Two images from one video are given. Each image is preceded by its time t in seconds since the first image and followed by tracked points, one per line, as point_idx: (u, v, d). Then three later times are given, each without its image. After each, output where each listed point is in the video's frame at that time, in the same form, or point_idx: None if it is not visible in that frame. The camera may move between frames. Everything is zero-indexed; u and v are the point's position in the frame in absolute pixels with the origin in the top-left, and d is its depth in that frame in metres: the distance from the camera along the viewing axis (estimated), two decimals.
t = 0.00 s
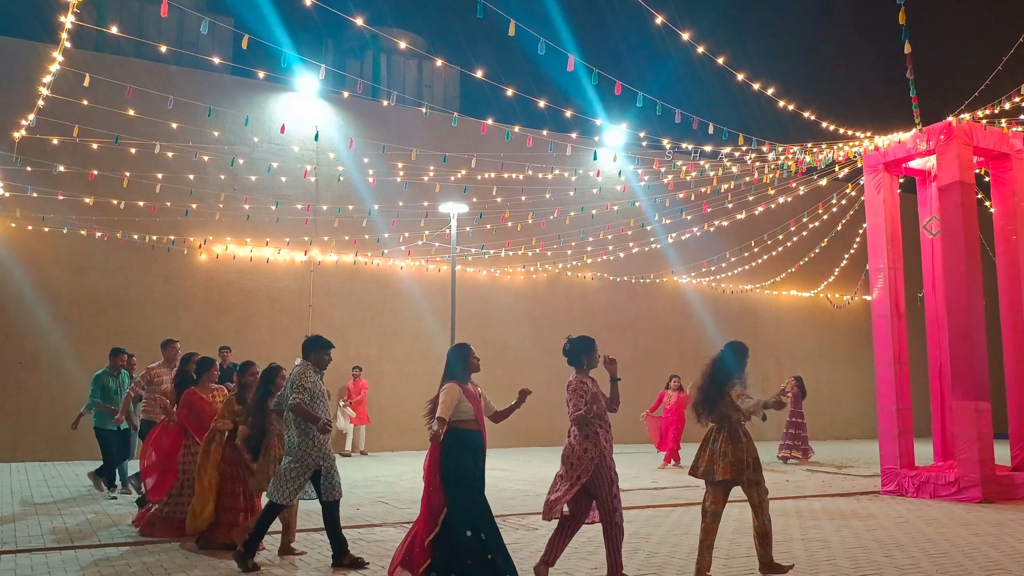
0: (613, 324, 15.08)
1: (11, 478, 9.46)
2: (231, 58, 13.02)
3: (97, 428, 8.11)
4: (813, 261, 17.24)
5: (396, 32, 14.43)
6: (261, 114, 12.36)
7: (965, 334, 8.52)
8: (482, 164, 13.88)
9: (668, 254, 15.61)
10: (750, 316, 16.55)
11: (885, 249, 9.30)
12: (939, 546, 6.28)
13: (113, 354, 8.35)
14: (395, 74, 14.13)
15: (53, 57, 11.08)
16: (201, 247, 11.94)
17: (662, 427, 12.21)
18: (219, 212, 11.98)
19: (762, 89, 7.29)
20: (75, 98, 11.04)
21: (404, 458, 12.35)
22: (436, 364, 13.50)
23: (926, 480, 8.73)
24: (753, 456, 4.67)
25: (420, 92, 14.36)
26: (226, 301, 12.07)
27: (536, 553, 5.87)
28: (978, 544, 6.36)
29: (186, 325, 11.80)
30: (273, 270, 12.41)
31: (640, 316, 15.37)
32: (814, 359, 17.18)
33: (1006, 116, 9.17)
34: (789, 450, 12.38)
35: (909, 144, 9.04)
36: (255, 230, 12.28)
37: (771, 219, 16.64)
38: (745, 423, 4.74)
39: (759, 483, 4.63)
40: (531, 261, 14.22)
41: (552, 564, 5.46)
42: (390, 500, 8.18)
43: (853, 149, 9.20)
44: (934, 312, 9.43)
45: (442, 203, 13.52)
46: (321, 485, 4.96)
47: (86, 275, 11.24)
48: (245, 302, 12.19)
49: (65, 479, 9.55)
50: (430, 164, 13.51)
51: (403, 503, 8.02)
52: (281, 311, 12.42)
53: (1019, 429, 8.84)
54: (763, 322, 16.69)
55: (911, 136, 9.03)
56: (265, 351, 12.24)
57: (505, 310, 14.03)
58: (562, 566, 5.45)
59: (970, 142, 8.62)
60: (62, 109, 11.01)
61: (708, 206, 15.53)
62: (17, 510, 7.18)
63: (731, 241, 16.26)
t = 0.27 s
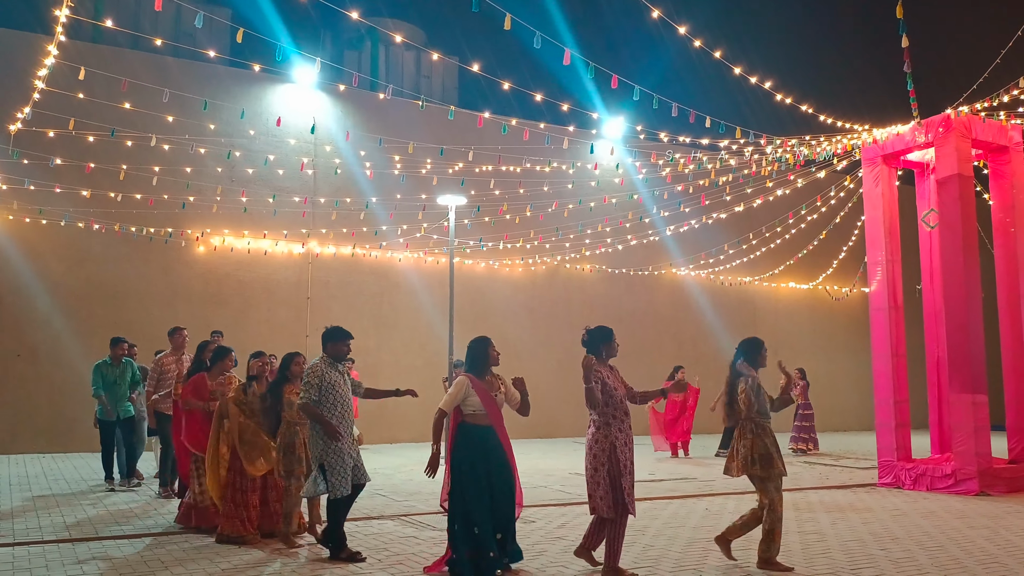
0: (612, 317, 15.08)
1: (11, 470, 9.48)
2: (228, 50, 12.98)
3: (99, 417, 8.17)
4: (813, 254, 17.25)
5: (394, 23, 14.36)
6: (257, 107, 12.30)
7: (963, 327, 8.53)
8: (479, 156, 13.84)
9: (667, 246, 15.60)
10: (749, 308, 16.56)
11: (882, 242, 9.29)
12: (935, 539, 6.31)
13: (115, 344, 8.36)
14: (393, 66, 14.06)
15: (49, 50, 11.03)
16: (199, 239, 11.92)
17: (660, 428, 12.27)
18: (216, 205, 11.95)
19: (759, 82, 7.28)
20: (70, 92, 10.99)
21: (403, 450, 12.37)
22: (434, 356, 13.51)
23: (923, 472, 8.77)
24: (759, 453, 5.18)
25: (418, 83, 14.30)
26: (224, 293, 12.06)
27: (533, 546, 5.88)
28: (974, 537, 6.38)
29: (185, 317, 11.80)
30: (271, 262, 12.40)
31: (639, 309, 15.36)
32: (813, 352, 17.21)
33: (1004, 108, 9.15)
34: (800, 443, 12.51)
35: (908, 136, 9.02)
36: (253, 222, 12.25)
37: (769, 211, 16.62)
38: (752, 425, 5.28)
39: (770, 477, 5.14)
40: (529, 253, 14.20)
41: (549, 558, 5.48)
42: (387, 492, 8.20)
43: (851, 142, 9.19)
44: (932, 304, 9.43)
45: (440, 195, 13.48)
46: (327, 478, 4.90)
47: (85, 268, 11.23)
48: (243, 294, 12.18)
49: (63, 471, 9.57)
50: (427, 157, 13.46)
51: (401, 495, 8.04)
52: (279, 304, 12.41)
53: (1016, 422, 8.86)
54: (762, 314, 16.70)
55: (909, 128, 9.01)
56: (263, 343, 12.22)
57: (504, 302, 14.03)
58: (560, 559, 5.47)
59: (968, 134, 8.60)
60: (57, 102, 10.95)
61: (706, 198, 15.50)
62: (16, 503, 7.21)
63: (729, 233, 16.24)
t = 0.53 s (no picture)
0: (604, 309, 15.10)
1: None
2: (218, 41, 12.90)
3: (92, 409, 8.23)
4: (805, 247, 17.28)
5: (385, 14, 14.29)
6: (246, 99, 12.22)
7: (952, 321, 8.55)
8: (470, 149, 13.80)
9: (659, 238, 15.62)
10: (740, 301, 16.60)
11: (873, 235, 9.31)
12: (923, 532, 6.34)
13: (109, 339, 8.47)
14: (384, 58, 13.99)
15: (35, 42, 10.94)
16: (189, 231, 11.87)
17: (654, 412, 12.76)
18: (206, 197, 11.89)
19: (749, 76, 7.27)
20: (58, 84, 10.91)
21: (394, 443, 12.37)
22: (425, 349, 13.50)
23: (912, 465, 8.81)
24: (748, 444, 5.25)
25: (409, 75, 14.25)
26: (215, 286, 12.02)
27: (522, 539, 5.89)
28: (962, 530, 6.42)
29: (175, 310, 11.76)
30: (261, 255, 12.36)
31: (631, 301, 15.38)
32: (804, 344, 17.27)
33: (995, 102, 9.16)
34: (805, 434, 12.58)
35: (898, 129, 9.02)
36: (243, 215, 12.20)
37: (761, 204, 16.64)
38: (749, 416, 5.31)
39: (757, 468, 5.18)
40: (521, 246, 14.19)
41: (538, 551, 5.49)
42: (378, 485, 8.20)
43: (842, 135, 9.19)
44: (922, 297, 9.46)
45: (432, 187, 13.45)
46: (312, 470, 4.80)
47: (74, 260, 11.18)
48: (233, 286, 12.14)
49: (53, 464, 9.55)
50: (418, 150, 13.41)
51: (391, 488, 8.04)
52: (269, 296, 12.37)
53: (1004, 415, 8.89)
54: (753, 307, 16.74)
55: (900, 122, 9.02)
56: (253, 336, 12.19)
57: (496, 295, 14.01)
58: (548, 552, 5.48)
59: (959, 128, 8.61)
60: (45, 94, 10.88)
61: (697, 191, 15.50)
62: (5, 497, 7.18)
63: (721, 226, 16.26)
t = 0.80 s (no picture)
0: (594, 299, 15.12)
1: None
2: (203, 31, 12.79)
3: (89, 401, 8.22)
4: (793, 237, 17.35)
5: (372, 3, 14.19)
6: (232, 89, 12.13)
7: (937, 311, 8.60)
8: (457, 140, 13.75)
9: (648, 229, 15.63)
10: (729, 291, 16.65)
11: (860, 226, 9.34)
12: (907, 521, 6.40)
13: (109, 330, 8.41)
14: (372, 48, 13.91)
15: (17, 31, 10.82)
16: (176, 222, 11.80)
17: (651, 402, 12.93)
18: (192, 188, 11.81)
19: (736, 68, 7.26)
20: (41, 74, 10.79)
21: (383, 433, 12.38)
22: (414, 340, 13.49)
23: (897, 454, 8.88)
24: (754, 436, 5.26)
25: (398, 64, 14.17)
26: (203, 276, 11.96)
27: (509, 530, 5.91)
28: (946, 519, 6.48)
29: (162, 301, 11.70)
30: (249, 245, 12.30)
31: (620, 292, 15.40)
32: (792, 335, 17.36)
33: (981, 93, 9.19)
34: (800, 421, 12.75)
35: (886, 120, 9.04)
36: (230, 205, 12.13)
37: (749, 194, 16.67)
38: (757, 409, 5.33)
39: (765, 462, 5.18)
40: (510, 236, 14.17)
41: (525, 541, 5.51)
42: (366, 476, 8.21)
43: (829, 126, 9.20)
44: (908, 288, 9.51)
45: (420, 177, 13.39)
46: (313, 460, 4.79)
47: (60, 250, 11.09)
48: (221, 277, 12.08)
49: (40, 456, 9.50)
50: (405, 140, 13.35)
51: (380, 479, 8.05)
52: (257, 287, 12.32)
53: (989, 405, 8.96)
54: (741, 297, 16.79)
55: (887, 113, 9.03)
56: (241, 327, 12.14)
57: (485, 285, 14.00)
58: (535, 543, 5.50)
59: (946, 119, 8.63)
60: (27, 84, 10.77)
61: (686, 181, 15.52)
62: None
63: (709, 216, 16.28)
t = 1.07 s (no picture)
0: (582, 292, 15.13)
1: None
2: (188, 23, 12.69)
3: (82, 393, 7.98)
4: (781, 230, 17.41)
5: None
6: (217, 82, 12.03)
7: (922, 304, 8.65)
8: (444, 133, 13.72)
9: (636, 222, 15.64)
10: (717, 284, 16.70)
11: (846, 219, 9.38)
12: (891, 512, 6.45)
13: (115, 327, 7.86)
14: (358, 40, 13.84)
15: None
16: (162, 215, 11.72)
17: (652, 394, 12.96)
18: (177, 182, 11.73)
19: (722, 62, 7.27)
20: (23, 66, 10.68)
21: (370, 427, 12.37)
22: (401, 333, 13.47)
23: (882, 446, 8.95)
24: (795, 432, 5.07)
25: (386, 57, 14.09)
26: (189, 270, 11.90)
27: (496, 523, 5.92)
28: (929, 511, 6.52)
29: (148, 294, 11.63)
30: (236, 238, 12.23)
31: (609, 285, 15.42)
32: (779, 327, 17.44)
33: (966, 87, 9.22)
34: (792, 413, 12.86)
35: (871, 114, 9.07)
36: (217, 198, 12.06)
37: (737, 187, 16.71)
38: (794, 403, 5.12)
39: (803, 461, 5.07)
40: (498, 230, 14.15)
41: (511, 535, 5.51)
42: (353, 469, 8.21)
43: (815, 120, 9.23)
44: (894, 281, 9.55)
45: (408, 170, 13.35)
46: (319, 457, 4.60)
47: (45, 244, 11.00)
48: (208, 271, 12.02)
49: (25, 451, 9.44)
50: (391, 133, 13.29)
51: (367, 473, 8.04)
52: (244, 280, 12.26)
53: (973, 397, 9.03)
54: (729, 290, 16.85)
55: (873, 106, 9.06)
56: (228, 321, 12.09)
57: (473, 279, 13.99)
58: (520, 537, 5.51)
59: (931, 113, 8.66)
60: (9, 76, 10.66)
61: (673, 175, 15.54)
62: None
63: (697, 209, 16.32)
